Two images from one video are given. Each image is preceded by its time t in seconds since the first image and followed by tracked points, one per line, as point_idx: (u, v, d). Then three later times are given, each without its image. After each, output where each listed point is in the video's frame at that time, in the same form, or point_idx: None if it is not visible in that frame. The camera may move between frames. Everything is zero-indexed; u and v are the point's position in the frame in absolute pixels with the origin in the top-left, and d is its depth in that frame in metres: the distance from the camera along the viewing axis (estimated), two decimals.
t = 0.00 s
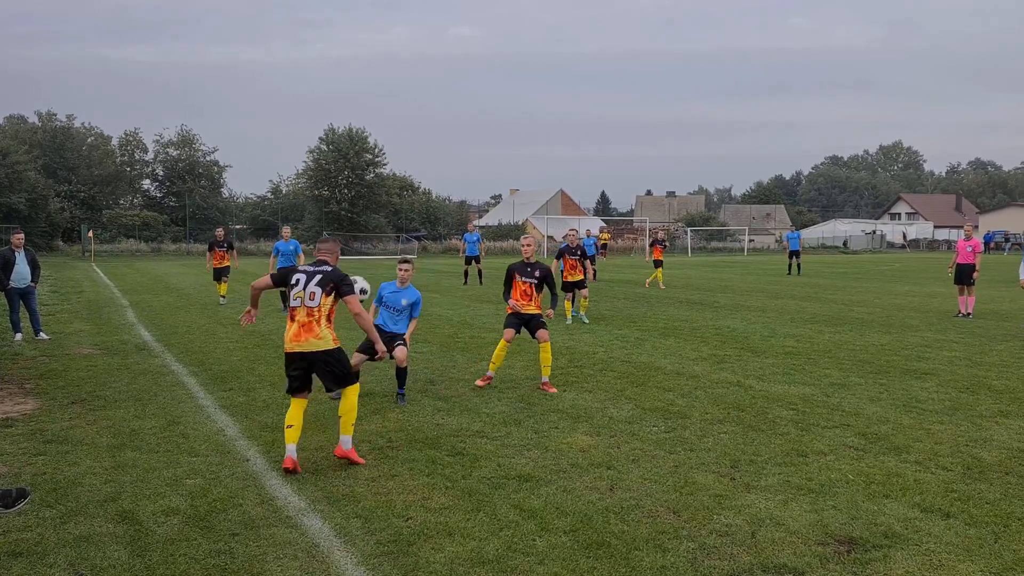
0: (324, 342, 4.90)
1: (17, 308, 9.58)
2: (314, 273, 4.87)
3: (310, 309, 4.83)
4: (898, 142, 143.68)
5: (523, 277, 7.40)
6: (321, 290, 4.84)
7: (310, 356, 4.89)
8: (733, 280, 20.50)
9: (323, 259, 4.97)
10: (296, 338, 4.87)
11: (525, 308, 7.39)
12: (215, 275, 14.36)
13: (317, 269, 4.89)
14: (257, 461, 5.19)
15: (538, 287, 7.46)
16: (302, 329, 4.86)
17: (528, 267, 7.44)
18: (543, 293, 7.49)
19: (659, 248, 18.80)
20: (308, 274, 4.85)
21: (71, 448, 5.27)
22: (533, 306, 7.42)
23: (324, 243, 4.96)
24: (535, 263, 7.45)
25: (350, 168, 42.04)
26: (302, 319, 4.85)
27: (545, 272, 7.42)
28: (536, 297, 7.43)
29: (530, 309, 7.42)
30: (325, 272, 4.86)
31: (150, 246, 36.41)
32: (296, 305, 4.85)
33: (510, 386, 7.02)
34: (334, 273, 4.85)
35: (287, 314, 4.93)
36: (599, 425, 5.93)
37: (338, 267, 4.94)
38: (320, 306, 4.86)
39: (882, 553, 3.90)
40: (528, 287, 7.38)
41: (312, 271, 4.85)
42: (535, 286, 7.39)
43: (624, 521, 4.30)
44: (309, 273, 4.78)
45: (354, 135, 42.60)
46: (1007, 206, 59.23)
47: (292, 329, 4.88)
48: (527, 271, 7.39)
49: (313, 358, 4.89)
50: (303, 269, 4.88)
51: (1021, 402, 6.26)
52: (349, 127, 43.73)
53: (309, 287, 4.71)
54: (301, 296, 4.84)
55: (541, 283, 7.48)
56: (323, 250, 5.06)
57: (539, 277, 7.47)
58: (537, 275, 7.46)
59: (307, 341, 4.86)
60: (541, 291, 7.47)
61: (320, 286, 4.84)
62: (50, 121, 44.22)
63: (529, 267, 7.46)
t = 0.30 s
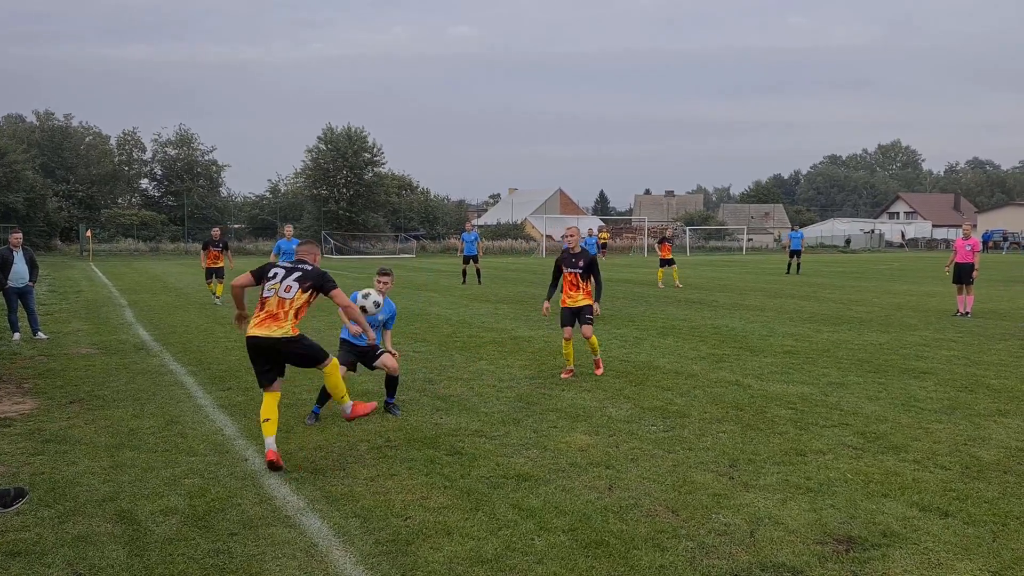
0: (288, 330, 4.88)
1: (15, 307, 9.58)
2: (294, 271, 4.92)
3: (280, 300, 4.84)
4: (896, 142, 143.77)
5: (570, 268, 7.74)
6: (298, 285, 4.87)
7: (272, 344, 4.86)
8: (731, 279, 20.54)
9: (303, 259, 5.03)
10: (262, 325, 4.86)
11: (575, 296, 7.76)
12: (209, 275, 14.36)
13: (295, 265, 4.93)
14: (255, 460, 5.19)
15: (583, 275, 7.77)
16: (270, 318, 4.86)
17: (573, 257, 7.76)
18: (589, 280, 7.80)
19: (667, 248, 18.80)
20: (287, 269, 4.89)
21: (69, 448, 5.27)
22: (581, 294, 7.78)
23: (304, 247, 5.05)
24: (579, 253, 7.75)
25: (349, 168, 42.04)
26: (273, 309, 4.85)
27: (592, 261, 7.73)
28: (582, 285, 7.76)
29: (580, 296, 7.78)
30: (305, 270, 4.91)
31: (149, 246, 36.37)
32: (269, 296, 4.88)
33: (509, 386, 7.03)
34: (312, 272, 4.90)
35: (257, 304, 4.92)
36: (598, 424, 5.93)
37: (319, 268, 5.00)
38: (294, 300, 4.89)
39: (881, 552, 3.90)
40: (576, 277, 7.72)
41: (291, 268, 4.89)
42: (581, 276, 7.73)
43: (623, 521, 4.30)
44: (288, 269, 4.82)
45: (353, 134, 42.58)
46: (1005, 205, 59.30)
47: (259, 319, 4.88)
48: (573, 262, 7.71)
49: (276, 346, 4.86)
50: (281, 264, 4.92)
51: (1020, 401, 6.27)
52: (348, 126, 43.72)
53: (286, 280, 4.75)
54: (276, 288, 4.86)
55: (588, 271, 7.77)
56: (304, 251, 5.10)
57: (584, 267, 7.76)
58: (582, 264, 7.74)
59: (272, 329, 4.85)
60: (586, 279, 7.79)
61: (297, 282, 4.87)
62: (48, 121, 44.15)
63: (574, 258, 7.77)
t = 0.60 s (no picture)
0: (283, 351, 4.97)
1: (12, 307, 9.56)
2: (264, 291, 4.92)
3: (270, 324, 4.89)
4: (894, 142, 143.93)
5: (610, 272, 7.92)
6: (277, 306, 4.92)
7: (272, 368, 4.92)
8: (729, 279, 20.56)
9: (263, 277, 4.99)
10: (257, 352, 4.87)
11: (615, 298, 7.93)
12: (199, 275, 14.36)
13: (266, 287, 4.92)
14: (253, 460, 5.19)
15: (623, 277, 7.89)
16: (263, 344, 4.88)
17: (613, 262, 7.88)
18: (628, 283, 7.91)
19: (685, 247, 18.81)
20: (260, 292, 4.89)
21: (66, 448, 5.26)
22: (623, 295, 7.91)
23: (260, 261, 4.94)
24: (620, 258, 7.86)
25: (347, 167, 42.02)
26: (264, 335, 4.88)
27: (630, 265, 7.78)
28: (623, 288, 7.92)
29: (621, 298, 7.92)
30: (277, 289, 4.95)
31: (146, 246, 36.31)
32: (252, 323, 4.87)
33: (507, 384, 7.04)
34: (288, 289, 4.96)
35: (239, 334, 4.87)
36: (596, 424, 5.93)
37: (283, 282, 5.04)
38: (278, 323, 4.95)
39: (879, 551, 3.90)
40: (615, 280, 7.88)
41: (265, 290, 4.89)
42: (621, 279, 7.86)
43: (621, 520, 4.30)
44: (265, 291, 4.82)
45: (350, 133, 42.54)
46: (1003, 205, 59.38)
47: (249, 348, 4.86)
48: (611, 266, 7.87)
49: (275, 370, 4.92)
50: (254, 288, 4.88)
51: (1017, 400, 6.28)
52: (346, 125, 43.68)
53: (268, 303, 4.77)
54: (258, 313, 4.86)
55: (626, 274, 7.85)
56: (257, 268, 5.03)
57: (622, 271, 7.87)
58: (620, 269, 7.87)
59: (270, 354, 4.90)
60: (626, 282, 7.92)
61: (276, 302, 4.91)
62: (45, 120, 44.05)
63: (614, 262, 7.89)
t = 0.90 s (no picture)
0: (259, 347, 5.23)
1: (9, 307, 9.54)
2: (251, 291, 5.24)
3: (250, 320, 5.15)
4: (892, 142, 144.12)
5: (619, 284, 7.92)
6: (261, 305, 5.22)
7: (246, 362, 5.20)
8: (726, 279, 20.58)
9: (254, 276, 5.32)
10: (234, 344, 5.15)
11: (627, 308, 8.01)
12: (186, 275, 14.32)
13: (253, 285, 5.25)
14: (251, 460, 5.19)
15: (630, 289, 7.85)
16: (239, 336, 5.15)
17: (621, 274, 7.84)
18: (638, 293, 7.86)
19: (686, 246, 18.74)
20: (247, 290, 5.19)
21: (63, 448, 5.25)
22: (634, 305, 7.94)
23: (253, 263, 5.28)
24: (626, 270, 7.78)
25: (344, 167, 42.04)
26: (242, 329, 5.14)
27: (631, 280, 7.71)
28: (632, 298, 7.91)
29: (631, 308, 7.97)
30: (264, 291, 5.28)
31: (143, 246, 36.26)
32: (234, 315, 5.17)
33: (505, 385, 7.04)
34: (273, 293, 5.28)
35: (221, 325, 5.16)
36: (593, 424, 5.93)
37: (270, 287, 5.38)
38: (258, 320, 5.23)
39: (876, 551, 3.91)
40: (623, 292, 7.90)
41: (251, 288, 5.20)
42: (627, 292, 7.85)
43: (618, 520, 4.30)
44: (252, 289, 5.13)
45: (348, 133, 42.55)
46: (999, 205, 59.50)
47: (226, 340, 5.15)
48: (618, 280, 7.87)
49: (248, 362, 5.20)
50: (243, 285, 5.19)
51: (1014, 400, 6.29)
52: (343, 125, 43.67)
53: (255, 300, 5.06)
54: (240, 308, 5.14)
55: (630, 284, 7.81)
56: (248, 268, 5.37)
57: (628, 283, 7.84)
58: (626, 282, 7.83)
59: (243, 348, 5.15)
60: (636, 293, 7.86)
61: (259, 301, 5.21)
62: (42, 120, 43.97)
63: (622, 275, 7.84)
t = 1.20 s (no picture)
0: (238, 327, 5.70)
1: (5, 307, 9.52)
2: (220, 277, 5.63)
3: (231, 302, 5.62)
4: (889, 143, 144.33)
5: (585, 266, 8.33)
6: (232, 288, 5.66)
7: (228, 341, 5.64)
8: (723, 279, 20.59)
9: (218, 265, 5.74)
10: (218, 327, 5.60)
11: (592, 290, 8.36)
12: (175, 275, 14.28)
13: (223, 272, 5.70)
14: (247, 460, 5.19)
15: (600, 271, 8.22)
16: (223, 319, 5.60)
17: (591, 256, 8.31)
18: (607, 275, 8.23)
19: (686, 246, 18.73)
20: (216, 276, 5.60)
21: (60, 449, 5.24)
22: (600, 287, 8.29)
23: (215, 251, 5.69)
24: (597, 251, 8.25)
25: (342, 167, 42.03)
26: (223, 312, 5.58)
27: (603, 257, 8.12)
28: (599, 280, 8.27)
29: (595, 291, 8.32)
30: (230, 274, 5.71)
31: (141, 246, 36.22)
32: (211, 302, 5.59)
33: (502, 385, 7.04)
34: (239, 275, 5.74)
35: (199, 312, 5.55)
36: (591, 424, 5.93)
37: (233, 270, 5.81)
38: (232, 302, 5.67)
39: (873, 551, 3.91)
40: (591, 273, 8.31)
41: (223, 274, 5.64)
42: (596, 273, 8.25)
43: (616, 520, 4.31)
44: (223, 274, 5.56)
45: (345, 133, 42.55)
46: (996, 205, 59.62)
47: (210, 322, 5.55)
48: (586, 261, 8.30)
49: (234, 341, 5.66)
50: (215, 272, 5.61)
51: (1011, 399, 6.30)
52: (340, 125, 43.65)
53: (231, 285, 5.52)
54: (215, 293, 5.57)
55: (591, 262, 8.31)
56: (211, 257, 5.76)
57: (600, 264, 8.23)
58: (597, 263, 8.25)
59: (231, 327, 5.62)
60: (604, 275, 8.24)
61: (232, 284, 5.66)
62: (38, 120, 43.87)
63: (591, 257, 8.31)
